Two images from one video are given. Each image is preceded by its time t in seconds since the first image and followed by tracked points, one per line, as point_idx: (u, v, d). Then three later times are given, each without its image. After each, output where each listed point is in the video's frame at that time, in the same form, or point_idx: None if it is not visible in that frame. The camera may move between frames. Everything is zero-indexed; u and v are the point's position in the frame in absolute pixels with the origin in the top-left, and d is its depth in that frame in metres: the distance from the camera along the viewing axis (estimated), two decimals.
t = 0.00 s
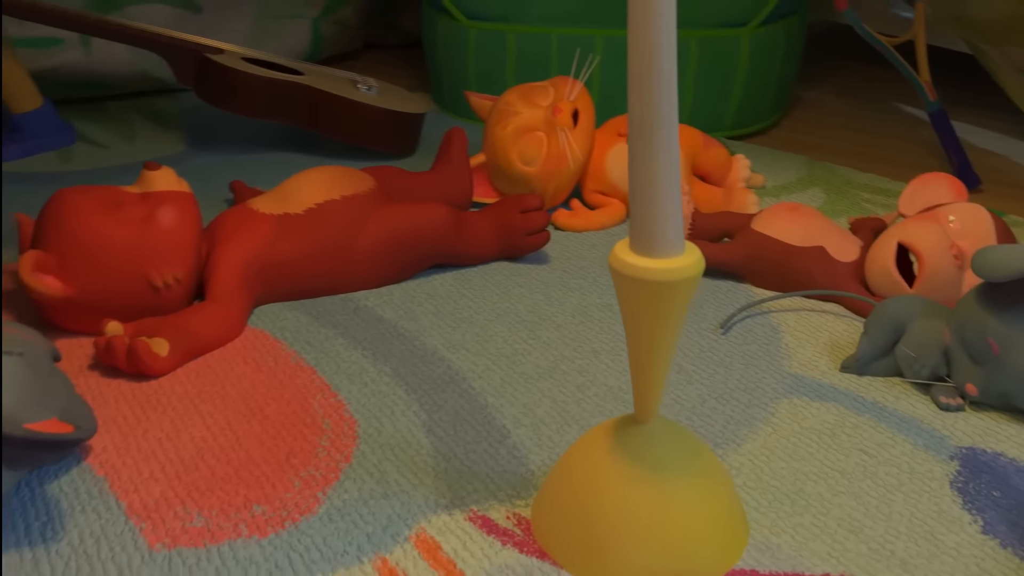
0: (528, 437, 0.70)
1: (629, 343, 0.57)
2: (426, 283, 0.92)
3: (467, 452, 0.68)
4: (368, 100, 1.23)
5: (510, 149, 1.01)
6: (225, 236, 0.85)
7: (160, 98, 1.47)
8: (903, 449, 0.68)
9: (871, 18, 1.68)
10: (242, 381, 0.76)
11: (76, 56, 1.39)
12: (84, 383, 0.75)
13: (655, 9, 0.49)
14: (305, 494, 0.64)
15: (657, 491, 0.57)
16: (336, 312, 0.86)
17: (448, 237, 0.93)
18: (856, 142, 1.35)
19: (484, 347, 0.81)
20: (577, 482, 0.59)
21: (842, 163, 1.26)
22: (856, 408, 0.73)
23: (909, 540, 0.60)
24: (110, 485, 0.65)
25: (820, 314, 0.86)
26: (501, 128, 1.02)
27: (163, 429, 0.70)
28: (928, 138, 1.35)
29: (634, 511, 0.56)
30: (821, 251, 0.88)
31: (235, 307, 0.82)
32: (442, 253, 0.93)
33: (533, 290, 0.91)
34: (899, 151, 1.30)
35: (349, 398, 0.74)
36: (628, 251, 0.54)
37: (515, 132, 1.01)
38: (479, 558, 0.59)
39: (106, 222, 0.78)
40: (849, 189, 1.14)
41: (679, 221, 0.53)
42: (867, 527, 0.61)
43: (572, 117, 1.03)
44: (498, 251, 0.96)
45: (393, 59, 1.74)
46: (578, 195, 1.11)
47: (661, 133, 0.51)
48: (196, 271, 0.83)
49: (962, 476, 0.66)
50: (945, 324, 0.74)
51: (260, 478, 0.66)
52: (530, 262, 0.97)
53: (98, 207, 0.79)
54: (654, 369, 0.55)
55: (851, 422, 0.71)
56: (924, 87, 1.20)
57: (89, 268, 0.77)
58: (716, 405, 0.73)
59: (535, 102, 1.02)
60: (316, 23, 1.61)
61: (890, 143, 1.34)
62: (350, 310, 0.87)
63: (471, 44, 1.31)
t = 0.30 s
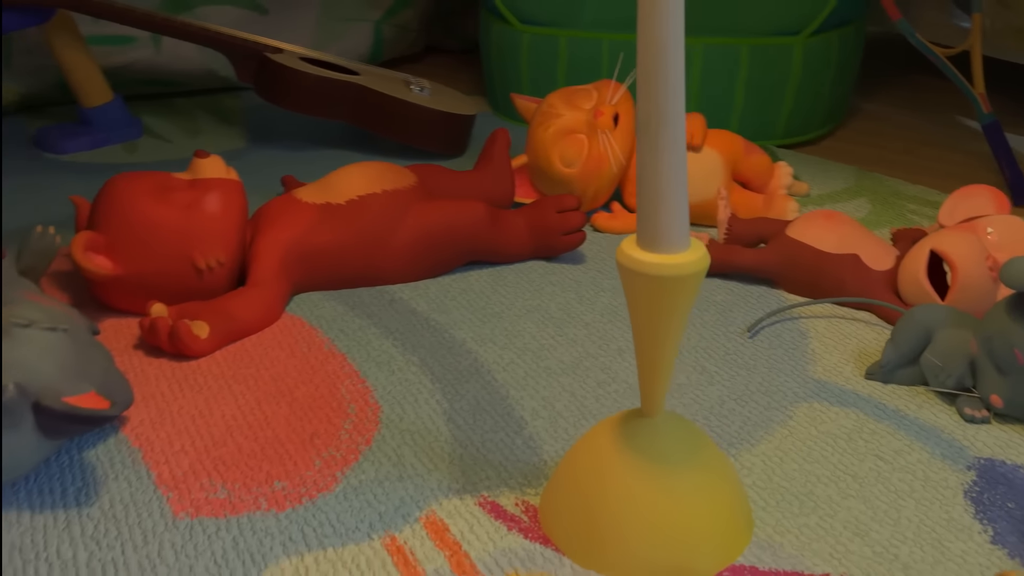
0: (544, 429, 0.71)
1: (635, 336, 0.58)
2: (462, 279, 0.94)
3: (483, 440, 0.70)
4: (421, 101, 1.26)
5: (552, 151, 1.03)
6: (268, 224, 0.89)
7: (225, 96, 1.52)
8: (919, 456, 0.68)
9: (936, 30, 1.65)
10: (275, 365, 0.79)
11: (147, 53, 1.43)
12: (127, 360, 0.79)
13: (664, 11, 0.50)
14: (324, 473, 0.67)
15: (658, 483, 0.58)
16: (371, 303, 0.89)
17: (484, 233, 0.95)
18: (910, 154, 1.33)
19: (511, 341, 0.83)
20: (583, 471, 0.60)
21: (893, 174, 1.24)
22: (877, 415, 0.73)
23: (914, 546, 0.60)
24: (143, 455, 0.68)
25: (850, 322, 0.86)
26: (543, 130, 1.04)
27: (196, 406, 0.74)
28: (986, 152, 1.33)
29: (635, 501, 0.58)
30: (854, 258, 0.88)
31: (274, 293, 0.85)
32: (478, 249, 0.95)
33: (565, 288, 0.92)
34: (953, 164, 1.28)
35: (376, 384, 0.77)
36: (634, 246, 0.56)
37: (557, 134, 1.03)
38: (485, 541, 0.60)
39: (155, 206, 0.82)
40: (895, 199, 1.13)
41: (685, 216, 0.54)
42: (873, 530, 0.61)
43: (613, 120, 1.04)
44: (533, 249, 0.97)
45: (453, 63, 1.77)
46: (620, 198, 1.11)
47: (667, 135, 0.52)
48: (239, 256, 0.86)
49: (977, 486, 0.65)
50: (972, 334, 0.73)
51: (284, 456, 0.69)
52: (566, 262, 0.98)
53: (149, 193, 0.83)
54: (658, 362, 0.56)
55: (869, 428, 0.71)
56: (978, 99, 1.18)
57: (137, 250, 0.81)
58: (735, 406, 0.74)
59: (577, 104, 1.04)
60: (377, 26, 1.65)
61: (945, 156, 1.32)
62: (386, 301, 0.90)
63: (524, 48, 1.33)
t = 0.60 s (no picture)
0: (558, 418, 0.73)
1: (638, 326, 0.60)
2: (496, 273, 0.97)
3: (498, 426, 0.72)
4: (471, 103, 1.29)
5: (591, 153, 1.06)
6: (310, 213, 0.92)
7: (289, 95, 1.58)
8: (929, 460, 0.68)
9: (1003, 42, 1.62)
10: (308, 348, 0.83)
11: (217, 52, 1.49)
12: (170, 339, 0.83)
13: (667, 9, 0.52)
14: (344, 449, 0.70)
15: (657, 471, 0.59)
16: (406, 294, 0.92)
17: (519, 229, 0.97)
18: (964, 166, 1.31)
19: (537, 334, 0.85)
20: (585, 456, 0.62)
21: (943, 186, 1.23)
22: (891, 419, 0.73)
23: (911, 546, 0.60)
24: (177, 425, 0.72)
25: (877, 328, 0.86)
26: (584, 131, 1.07)
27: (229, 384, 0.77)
28: None
29: (634, 487, 0.59)
30: (884, 265, 0.88)
31: (311, 279, 0.89)
32: (513, 245, 0.98)
33: (596, 286, 0.94)
34: (1007, 177, 1.26)
35: (402, 369, 0.80)
36: (637, 238, 0.57)
37: (597, 134, 1.05)
38: (488, 519, 0.63)
39: (201, 193, 0.87)
40: (940, 210, 1.12)
41: (686, 209, 0.56)
42: (872, 528, 0.62)
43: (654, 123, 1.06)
44: (568, 247, 0.99)
45: (513, 67, 1.80)
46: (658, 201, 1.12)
47: (668, 128, 0.54)
48: (281, 242, 0.90)
49: (984, 491, 0.65)
50: (994, 342, 0.73)
51: (307, 432, 0.72)
52: (599, 261, 1.00)
53: (194, 180, 0.88)
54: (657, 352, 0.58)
55: (882, 431, 0.71)
56: None
57: (185, 234, 0.86)
58: (750, 404, 0.75)
59: (618, 106, 1.06)
60: (438, 30, 1.69)
61: (1000, 169, 1.30)
62: (420, 292, 0.93)
63: (575, 53, 1.36)
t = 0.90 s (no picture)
0: (571, 404, 0.76)
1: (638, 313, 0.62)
2: (528, 268, 1.00)
3: (512, 409, 0.75)
4: (520, 104, 1.32)
5: (630, 154, 1.08)
6: (350, 204, 0.97)
7: (349, 95, 1.63)
8: (934, 460, 0.69)
9: None
10: (340, 331, 0.87)
11: (282, 53, 1.55)
12: (212, 318, 0.88)
13: (667, 11, 0.54)
14: (364, 425, 0.73)
15: (653, 452, 0.61)
16: (439, 284, 0.96)
17: (553, 226, 1.00)
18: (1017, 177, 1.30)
19: (560, 326, 0.88)
20: (587, 437, 0.64)
21: (991, 197, 1.21)
22: (902, 419, 0.73)
23: (903, 539, 0.61)
24: (211, 397, 0.77)
25: (901, 332, 0.86)
26: (623, 131, 1.09)
27: (263, 361, 0.82)
28: None
29: (629, 466, 0.61)
30: (910, 269, 0.88)
31: (349, 266, 0.93)
32: (547, 241, 1.01)
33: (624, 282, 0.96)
34: None
35: (427, 353, 0.83)
36: (637, 229, 0.60)
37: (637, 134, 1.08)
38: (492, 494, 0.65)
39: (245, 183, 0.92)
40: (983, 220, 1.11)
41: (684, 203, 0.58)
42: (866, 521, 0.63)
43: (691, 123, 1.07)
44: (600, 245, 1.02)
45: (570, 73, 1.83)
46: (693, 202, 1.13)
47: (667, 128, 0.56)
48: (322, 230, 0.95)
49: (985, 491, 0.66)
50: (1009, 345, 0.73)
51: (331, 408, 0.76)
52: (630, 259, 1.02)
53: (240, 172, 0.93)
54: (654, 338, 0.60)
55: (890, 430, 0.72)
56: None
57: (231, 223, 0.91)
58: (762, 400, 0.76)
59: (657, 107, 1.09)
60: (498, 34, 1.72)
61: None
62: (453, 283, 0.96)
63: (625, 59, 1.38)
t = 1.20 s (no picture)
0: (585, 389, 0.79)
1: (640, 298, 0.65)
2: (561, 262, 1.03)
3: (528, 390, 0.78)
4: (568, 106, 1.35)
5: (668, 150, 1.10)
6: (391, 194, 1.01)
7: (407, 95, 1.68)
8: (936, 455, 0.70)
9: None
10: (373, 313, 0.91)
11: (343, 53, 1.61)
12: (255, 298, 0.94)
13: (670, 8, 0.57)
14: (386, 399, 0.77)
15: (650, 432, 0.64)
16: (473, 274, 1.00)
17: (586, 223, 1.03)
18: None
19: (584, 316, 0.91)
20: (589, 417, 0.67)
21: None
22: (909, 415, 0.75)
23: (893, 527, 0.63)
24: (247, 368, 0.82)
25: (921, 334, 0.87)
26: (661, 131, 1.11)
27: (299, 338, 0.87)
28: None
29: (627, 446, 0.64)
30: (934, 271, 0.89)
31: (387, 253, 0.98)
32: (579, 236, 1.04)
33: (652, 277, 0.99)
34: None
35: (454, 337, 0.87)
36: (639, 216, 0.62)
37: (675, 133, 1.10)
38: (499, 467, 0.69)
39: (289, 173, 0.98)
40: None
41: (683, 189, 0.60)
42: (858, 509, 0.64)
43: (729, 124, 1.09)
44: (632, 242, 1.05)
45: (626, 79, 1.85)
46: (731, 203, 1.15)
47: (668, 121, 0.59)
48: (363, 217, 0.99)
49: (983, 487, 0.66)
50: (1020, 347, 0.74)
51: (357, 382, 0.80)
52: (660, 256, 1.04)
53: (285, 163, 0.99)
54: (652, 321, 0.63)
55: (896, 425, 0.73)
56: None
57: (276, 212, 0.97)
58: (772, 392, 0.78)
59: (697, 107, 1.11)
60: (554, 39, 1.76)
61: None
62: (486, 273, 1.00)
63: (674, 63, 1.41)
